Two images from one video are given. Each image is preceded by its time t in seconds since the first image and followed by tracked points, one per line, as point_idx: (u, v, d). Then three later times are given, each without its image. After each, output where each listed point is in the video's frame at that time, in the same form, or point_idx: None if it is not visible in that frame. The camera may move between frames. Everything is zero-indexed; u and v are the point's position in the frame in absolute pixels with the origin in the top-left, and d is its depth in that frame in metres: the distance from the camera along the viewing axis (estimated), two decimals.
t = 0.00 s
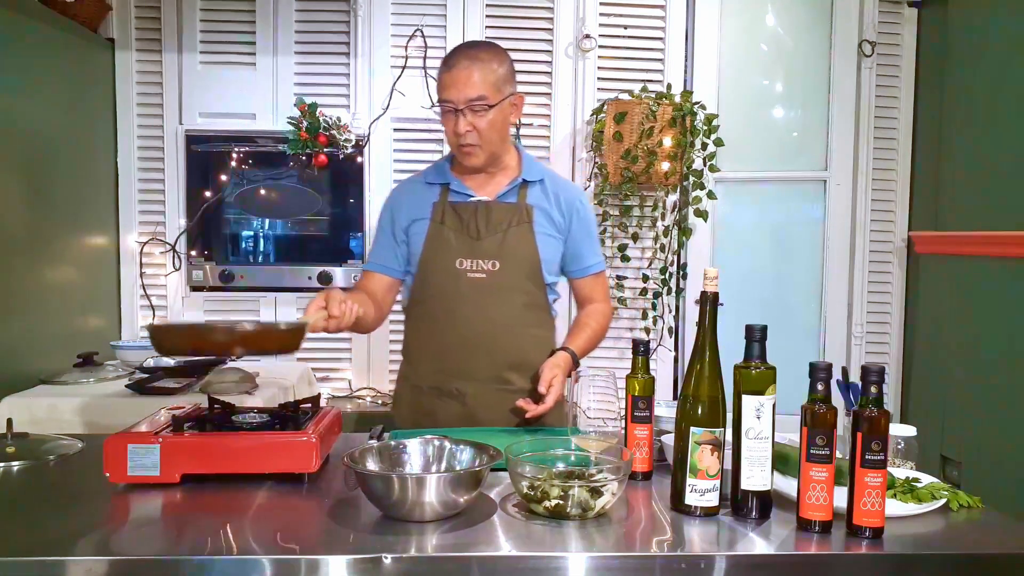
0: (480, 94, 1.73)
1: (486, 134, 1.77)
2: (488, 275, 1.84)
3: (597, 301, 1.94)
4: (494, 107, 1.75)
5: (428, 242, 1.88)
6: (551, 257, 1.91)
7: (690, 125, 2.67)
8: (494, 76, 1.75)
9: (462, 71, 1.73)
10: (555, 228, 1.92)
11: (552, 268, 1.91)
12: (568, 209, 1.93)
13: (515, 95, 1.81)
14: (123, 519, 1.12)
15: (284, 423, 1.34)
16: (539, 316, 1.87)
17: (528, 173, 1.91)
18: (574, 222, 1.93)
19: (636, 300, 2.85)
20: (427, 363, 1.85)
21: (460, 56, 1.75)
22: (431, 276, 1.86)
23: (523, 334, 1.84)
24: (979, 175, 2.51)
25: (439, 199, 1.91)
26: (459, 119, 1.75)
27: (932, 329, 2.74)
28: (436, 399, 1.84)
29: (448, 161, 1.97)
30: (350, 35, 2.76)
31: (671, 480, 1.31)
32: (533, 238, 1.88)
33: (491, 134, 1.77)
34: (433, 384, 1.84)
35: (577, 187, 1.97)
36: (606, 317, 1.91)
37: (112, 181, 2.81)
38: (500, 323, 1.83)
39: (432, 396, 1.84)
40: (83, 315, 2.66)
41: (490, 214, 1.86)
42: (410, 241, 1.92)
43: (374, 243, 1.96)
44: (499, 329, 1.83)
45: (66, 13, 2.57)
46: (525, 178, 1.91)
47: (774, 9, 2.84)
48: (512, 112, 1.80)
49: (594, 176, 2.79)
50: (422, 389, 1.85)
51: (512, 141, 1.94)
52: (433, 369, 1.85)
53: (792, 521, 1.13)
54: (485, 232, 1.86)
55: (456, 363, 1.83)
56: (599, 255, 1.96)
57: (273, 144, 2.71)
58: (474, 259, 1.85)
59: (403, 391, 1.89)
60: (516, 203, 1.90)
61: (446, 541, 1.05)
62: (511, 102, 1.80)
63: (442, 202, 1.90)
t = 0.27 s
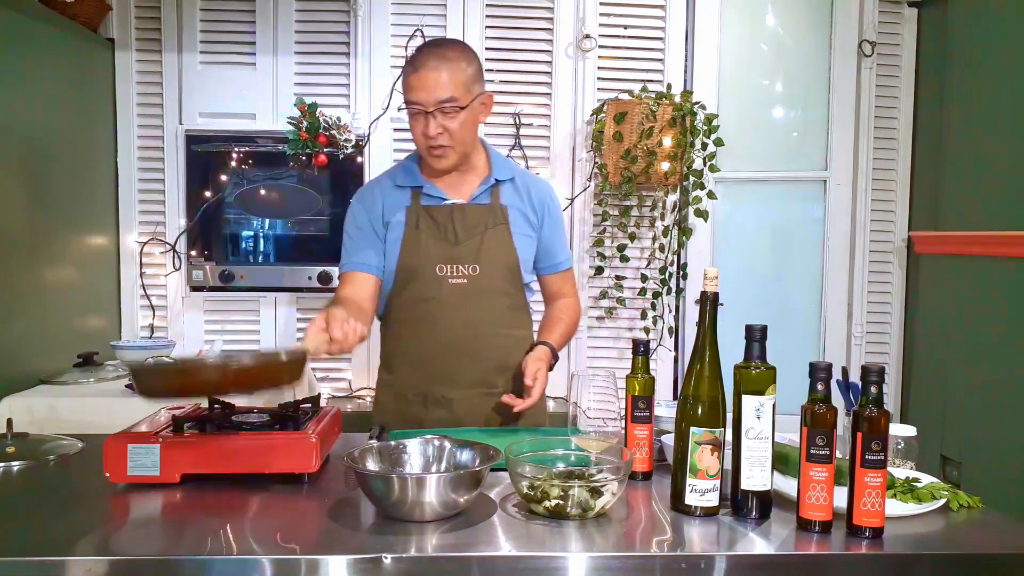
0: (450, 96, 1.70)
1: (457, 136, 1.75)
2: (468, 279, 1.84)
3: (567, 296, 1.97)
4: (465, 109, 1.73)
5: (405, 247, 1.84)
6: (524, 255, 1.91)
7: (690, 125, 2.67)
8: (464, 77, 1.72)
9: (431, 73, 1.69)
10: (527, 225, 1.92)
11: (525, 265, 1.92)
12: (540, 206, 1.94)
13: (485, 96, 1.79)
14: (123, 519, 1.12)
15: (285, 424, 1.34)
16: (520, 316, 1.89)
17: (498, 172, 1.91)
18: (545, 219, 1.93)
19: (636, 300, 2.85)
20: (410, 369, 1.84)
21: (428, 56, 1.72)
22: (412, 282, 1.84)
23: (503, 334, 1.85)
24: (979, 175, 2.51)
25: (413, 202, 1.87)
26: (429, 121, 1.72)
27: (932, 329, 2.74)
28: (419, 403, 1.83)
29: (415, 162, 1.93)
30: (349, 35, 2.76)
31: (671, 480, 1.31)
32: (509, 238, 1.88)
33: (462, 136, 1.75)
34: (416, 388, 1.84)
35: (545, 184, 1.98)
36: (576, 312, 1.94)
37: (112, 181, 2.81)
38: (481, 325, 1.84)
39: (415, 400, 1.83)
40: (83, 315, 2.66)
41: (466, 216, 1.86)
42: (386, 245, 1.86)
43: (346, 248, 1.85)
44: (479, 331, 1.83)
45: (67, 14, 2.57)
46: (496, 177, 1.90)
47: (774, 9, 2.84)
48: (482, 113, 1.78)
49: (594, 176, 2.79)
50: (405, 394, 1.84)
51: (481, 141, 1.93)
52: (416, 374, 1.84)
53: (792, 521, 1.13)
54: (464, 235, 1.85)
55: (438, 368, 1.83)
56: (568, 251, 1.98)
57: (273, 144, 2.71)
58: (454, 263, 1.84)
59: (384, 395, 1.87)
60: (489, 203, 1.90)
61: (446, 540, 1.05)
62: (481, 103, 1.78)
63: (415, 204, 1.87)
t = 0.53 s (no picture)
0: (459, 108, 1.64)
1: (467, 147, 1.71)
2: (501, 291, 1.84)
3: (595, 285, 2.02)
4: (475, 118, 1.68)
5: (433, 262, 1.83)
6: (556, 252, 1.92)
7: (690, 125, 2.68)
8: (472, 84, 1.66)
9: (438, 85, 1.62)
10: (554, 222, 1.92)
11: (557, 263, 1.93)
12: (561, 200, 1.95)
13: (494, 99, 1.73)
14: (124, 519, 1.12)
15: (285, 423, 1.35)
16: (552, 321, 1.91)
17: (517, 173, 1.90)
18: (569, 213, 1.95)
19: (636, 300, 2.86)
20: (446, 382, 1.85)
21: (433, 63, 1.64)
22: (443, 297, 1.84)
23: (533, 341, 1.86)
24: (978, 175, 2.51)
25: (434, 215, 1.85)
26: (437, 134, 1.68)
27: (932, 330, 2.74)
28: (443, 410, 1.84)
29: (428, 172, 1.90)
30: (350, 35, 2.76)
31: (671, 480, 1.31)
32: (536, 239, 1.89)
33: (473, 146, 1.72)
34: (443, 396, 1.85)
35: (564, 174, 1.99)
36: (603, 303, 1.98)
37: (112, 181, 2.81)
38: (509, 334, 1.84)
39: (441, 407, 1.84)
40: (83, 315, 2.66)
41: (491, 227, 1.84)
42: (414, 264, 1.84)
43: (374, 272, 1.82)
44: (508, 339, 1.84)
45: (67, 14, 2.57)
46: (516, 178, 1.90)
47: (773, 9, 2.84)
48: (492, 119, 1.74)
49: (594, 176, 2.79)
50: (431, 400, 1.86)
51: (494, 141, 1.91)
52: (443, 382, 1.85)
53: (792, 520, 1.13)
54: (491, 247, 1.84)
55: (467, 378, 1.84)
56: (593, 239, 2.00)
57: (273, 144, 2.71)
58: (484, 277, 1.83)
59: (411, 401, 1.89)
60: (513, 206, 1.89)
61: (445, 540, 1.05)
62: (490, 109, 1.72)
63: (437, 218, 1.85)
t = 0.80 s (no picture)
0: (470, 103, 1.64)
1: (477, 143, 1.70)
2: (506, 292, 1.84)
3: (604, 287, 2.01)
4: (485, 114, 1.68)
5: (440, 262, 1.83)
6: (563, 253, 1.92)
7: (690, 125, 2.68)
8: (483, 80, 1.65)
9: (449, 79, 1.63)
10: (562, 223, 1.92)
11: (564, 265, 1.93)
12: (570, 201, 1.95)
13: (504, 97, 1.73)
14: (124, 519, 1.12)
15: (285, 423, 1.35)
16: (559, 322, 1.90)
17: (526, 173, 1.90)
18: (577, 214, 1.94)
19: (636, 300, 2.86)
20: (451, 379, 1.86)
21: (443, 60, 1.64)
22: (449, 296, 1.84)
23: (540, 341, 1.86)
24: (978, 175, 2.51)
25: (442, 214, 1.85)
26: (448, 130, 1.67)
27: (932, 330, 2.74)
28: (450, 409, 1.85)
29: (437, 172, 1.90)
30: (350, 35, 2.76)
31: (671, 480, 1.31)
32: (544, 242, 1.88)
33: (483, 143, 1.71)
34: (449, 395, 1.85)
35: (573, 175, 1.98)
36: (613, 304, 1.99)
37: (112, 180, 2.81)
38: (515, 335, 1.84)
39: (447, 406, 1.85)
40: (83, 315, 2.66)
41: (499, 228, 1.84)
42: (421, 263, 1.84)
43: (382, 271, 1.81)
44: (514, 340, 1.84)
45: (67, 14, 2.57)
46: (524, 179, 1.89)
47: (773, 9, 2.84)
48: (503, 115, 1.74)
49: (594, 176, 2.79)
50: (437, 400, 1.86)
51: (503, 140, 1.90)
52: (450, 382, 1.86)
53: (792, 520, 1.13)
54: (499, 247, 1.84)
55: (472, 378, 1.85)
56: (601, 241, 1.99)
57: (272, 144, 2.71)
58: (491, 277, 1.83)
59: (418, 399, 1.90)
60: (521, 208, 1.89)
61: (445, 540, 1.05)
62: (500, 105, 1.72)
63: (445, 217, 1.85)
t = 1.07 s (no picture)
0: (495, 79, 1.70)
1: (501, 121, 1.75)
2: (506, 289, 1.84)
3: (612, 295, 1.99)
4: (508, 93, 1.74)
5: (443, 256, 1.85)
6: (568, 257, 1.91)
7: (690, 125, 2.67)
8: (505, 61, 1.73)
9: (474, 56, 1.70)
10: (569, 227, 1.92)
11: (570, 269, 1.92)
12: (579, 205, 1.93)
13: (523, 84, 1.79)
14: (124, 519, 1.12)
15: (285, 423, 1.35)
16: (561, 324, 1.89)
17: (536, 173, 1.90)
18: (588, 218, 1.93)
19: (636, 300, 2.86)
20: (448, 375, 1.85)
21: (467, 42, 1.72)
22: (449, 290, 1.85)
23: (539, 341, 1.85)
24: (978, 175, 2.51)
25: (450, 208, 1.87)
26: (473, 107, 1.73)
27: (932, 330, 2.74)
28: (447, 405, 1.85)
29: (451, 165, 1.93)
30: (350, 35, 2.76)
31: (671, 480, 1.31)
32: (548, 242, 1.88)
33: (505, 124, 1.76)
34: (447, 393, 1.85)
35: (585, 180, 1.97)
36: (619, 313, 1.98)
37: (112, 181, 2.81)
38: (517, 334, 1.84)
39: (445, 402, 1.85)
40: (83, 315, 2.66)
41: (503, 225, 1.85)
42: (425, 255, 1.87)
43: (388, 259, 1.85)
44: (513, 338, 1.84)
45: (67, 14, 2.57)
46: (535, 179, 1.90)
47: (773, 9, 2.84)
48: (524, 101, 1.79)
49: (594, 176, 2.79)
50: (436, 400, 1.86)
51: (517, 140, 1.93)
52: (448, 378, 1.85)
53: (792, 520, 1.13)
54: (500, 244, 1.84)
55: (469, 375, 1.84)
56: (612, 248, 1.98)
57: (272, 144, 2.71)
58: (491, 273, 1.84)
59: (416, 394, 1.90)
60: (528, 208, 1.89)
61: (444, 540, 1.05)
62: (521, 88, 1.78)
63: (452, 211, 1.87)
